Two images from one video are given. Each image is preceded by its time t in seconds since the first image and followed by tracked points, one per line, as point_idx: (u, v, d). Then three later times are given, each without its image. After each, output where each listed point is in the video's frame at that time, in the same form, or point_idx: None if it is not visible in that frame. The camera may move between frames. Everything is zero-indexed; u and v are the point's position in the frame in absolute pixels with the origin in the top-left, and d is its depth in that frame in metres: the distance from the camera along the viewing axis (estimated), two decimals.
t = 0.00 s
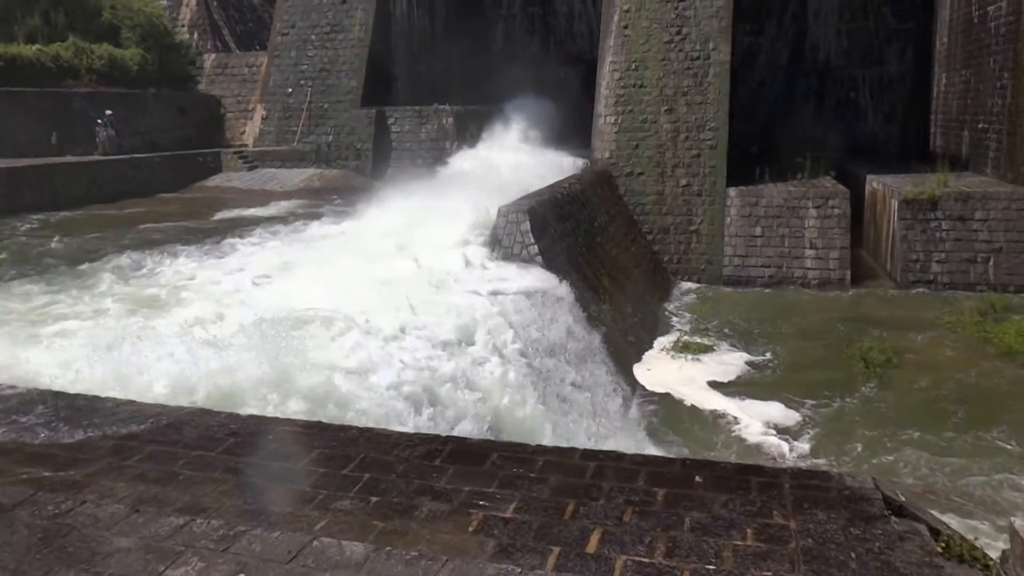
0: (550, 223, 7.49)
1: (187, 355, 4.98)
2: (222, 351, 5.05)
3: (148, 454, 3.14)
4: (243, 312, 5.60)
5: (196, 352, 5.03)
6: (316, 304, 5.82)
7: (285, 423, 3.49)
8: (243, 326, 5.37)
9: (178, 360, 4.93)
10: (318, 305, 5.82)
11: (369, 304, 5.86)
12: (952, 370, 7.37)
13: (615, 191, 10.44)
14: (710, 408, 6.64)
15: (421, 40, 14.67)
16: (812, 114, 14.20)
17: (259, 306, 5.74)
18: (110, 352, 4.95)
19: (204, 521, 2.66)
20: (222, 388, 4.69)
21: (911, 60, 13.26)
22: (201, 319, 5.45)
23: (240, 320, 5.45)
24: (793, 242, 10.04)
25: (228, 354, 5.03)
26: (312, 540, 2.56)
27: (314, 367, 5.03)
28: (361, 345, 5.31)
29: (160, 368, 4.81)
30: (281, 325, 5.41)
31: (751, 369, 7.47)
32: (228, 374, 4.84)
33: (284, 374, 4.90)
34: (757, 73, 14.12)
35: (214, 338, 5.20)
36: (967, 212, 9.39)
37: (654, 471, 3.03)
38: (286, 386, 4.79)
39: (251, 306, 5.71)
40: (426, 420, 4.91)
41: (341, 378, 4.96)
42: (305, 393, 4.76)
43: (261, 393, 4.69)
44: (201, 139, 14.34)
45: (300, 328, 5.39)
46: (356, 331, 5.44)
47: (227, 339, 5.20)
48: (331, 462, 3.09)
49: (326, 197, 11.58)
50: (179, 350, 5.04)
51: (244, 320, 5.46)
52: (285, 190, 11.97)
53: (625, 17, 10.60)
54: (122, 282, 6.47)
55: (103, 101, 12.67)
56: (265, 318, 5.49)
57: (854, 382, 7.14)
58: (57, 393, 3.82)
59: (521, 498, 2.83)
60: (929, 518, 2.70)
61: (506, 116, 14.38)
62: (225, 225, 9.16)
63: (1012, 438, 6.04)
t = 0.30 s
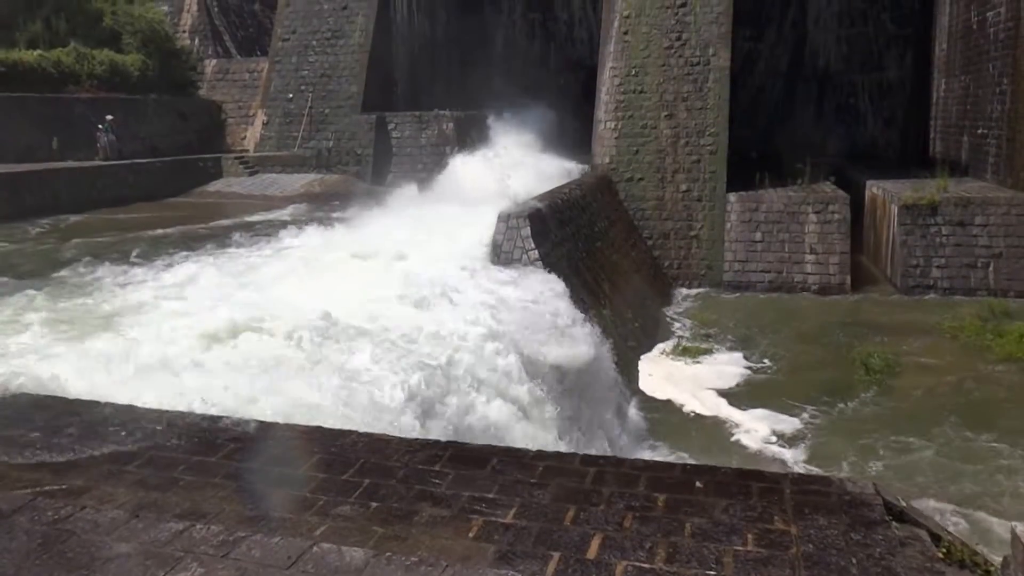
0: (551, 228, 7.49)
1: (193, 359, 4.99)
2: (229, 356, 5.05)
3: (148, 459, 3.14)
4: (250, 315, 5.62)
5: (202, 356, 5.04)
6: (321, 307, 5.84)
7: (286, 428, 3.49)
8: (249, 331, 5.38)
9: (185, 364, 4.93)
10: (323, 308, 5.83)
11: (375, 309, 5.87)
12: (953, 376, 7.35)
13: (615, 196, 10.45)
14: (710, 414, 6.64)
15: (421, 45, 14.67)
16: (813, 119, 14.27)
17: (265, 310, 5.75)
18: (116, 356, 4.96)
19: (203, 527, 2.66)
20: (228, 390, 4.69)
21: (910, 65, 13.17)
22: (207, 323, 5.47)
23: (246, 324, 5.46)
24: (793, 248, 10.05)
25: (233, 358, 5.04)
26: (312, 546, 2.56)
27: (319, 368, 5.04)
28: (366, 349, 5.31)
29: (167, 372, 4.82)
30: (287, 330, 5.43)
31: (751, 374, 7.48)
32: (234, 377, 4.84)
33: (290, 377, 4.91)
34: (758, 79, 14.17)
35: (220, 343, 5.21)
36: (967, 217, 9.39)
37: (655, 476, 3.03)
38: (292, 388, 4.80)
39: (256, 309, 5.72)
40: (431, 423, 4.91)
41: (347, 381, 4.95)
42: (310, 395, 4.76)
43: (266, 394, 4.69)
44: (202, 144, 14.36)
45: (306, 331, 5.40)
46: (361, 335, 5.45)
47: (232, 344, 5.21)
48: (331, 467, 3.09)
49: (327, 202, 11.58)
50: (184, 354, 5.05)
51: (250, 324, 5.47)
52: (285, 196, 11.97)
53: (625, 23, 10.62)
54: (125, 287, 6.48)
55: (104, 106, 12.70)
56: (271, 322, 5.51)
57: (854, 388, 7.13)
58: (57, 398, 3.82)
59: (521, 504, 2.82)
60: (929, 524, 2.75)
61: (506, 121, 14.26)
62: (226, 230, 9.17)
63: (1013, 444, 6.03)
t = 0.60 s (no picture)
0: (551, 234, 7.50)
1: (194, 368, 4.99)
2: (229, 365, 5.06)
3: (148, 465, 3.14)
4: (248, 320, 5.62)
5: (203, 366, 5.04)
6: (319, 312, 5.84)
7: (287, 434, 3.48)
8: (247, 337, 5.38)
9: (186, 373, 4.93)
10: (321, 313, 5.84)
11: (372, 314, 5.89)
12: (952, 382, 7.35)
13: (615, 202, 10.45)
14: (711, 420, 6.63)
15: (422, 51, 14.72)
16: (812, 126, 14.22)
17: (263, 314, 5.76)
18: (116, 365, 4.95)
19: (203, 533, 2.66)
20: (233, 395, 4.70)
21: (910, 72, 13.28)
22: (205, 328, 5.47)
23: (245, 330, 5.46)
24: (794, 254, 10.06)
25: (235, 367, 5.04)
26: (312, 552, 2.55)
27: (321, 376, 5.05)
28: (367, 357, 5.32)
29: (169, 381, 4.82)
30: (287, 337, 5.43)
31: (751, 379, 7.49)
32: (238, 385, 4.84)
33: (292, 385, 4.92)
34: (757, 86, 14.21)
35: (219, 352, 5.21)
36: (967, 223, 9.40)
37: (655, 482, 3.03)
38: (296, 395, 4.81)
39: (254, 313, 5.73)
40: (434, 429, 4.93)
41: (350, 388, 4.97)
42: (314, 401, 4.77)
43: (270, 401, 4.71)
44: (203, 151, 14.38)
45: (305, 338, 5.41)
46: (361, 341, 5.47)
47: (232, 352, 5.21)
48: (331, 473, 3.09)
49: (328, 208, 11.59)
50: (184, 363, 5.06)
51: (248, 329, 5.47)
52: (286, 202, 11.98)
53: (625, 29, 10.63)
54: (124, 292, 6.49)
55: (105, 112, 12.71)
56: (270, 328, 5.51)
57: (854, 393, 7.13)
58: (56, 404, 3.82)
59: (521, 510, 2.82)
60: (930, 530, 2.75)
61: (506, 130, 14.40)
62: (227, 236, 9.17)
63: (1014, 450, 6.02)
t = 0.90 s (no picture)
0: (552, 241, 7.52)
1: (198, 375, 4.97)
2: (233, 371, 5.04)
3: (148, 471, 3.14)
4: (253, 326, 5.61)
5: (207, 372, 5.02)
6: (323, 317, 5.83)
7: (287, 439, 3.48)
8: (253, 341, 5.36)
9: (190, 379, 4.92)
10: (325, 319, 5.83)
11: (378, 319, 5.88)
12: (952, 387, 7.35)
13: (615, 208, 10.46)
14: (712, 427, 6.62)
15: (423, 57, 14.73)
16: (813, 132, 14.25)
17: (267, 319, 5.75)
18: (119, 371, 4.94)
19: (203, 539, 2.66)
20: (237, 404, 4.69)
21: (909, 79, 13.32)
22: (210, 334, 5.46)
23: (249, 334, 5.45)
24: (794, 260, 10.07)
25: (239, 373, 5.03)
26: (312, 558, 2.55)
27: (325, 383, 5.04)
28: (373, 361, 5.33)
29: (172, 388, 4.80)
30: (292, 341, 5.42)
31: (752, 385, 7.50)
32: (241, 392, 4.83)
33: (296, 392, 4.91)
34: (757, 93, 14.25)
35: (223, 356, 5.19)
36: (967, 229, 9.41)
37: (656, 488, 3.03)
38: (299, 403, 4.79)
39: (260, 319, 5.75)
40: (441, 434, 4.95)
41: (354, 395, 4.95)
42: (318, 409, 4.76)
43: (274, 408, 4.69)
44: (204, 157, 14.40)
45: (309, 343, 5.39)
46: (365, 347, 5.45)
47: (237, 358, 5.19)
48: (331, 479, 3.09)
49: (328, 214, 11.60)
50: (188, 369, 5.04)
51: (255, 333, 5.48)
52: (287, 208, 11.99)
53: (625, 35, 10.66)
54: (126, 298, 6.49)
55: (106, 118, 12.73)
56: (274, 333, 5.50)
57: (855, 399, 7.14)
58: (57, 410, 3.82)
59: (521, 517, 2.82)
60: (930, 536, 2.75)
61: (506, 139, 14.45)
62: (228, 242, 9.18)
63: (1015, 456, 6.01)
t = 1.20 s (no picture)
0: (552, 247, 7.54)
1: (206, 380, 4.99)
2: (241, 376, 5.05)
3: (147, 477, 3.13)
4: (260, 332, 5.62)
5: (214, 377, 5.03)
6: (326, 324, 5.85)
7: (287, 446, 3.48)
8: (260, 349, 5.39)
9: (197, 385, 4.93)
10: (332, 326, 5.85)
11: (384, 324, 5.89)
12: (953, 393, 7.35)
13: (615, 214, 10.47)
14: (712, 433, 6.61)
15: (424, 63, 14.74)
16: (813, 138, 14.28)
17: (275, 327, 5.77)
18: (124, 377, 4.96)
19: (203, 545, 2.65)
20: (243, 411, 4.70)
21: (909, 86, 13.33)
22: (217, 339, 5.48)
23: (256, 342, 5.46)
24: (794, 266, 10.08)
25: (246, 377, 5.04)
26: (312, 565, 2.55)
27: (331, 390, 5.05)
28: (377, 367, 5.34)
29: (178, 394, 4.81)
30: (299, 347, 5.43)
31: (753, 391, 7.50)
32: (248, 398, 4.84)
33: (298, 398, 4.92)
34: (757, 99, 14.26)
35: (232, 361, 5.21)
36: (967, 235, 9.41)
37: (657, 494, 3.02)
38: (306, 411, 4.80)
39: (263, 326, 5.77)
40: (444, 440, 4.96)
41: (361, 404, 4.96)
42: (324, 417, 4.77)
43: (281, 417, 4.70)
44: (204, 163, 14.42)
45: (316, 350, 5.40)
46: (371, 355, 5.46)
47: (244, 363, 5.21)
48: (330, 486, 3.08)
49: (328, 220, 11.62)
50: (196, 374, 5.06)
51: (259, 340, 5.50)
52: (287, 214, 12.00)
53: (625, 42, 10.67)
54: (127, 304, 6.50)
55: (106, 125, 12.75)
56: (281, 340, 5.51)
57: (855, 405, 7.14)
58: (57, 416, 3.82)
59: (522, 523, 2.81)
60: (931, 543, 2.75)
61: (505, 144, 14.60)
62: (227, 248, 9.18)
63: (1016, 462, 6.01)
